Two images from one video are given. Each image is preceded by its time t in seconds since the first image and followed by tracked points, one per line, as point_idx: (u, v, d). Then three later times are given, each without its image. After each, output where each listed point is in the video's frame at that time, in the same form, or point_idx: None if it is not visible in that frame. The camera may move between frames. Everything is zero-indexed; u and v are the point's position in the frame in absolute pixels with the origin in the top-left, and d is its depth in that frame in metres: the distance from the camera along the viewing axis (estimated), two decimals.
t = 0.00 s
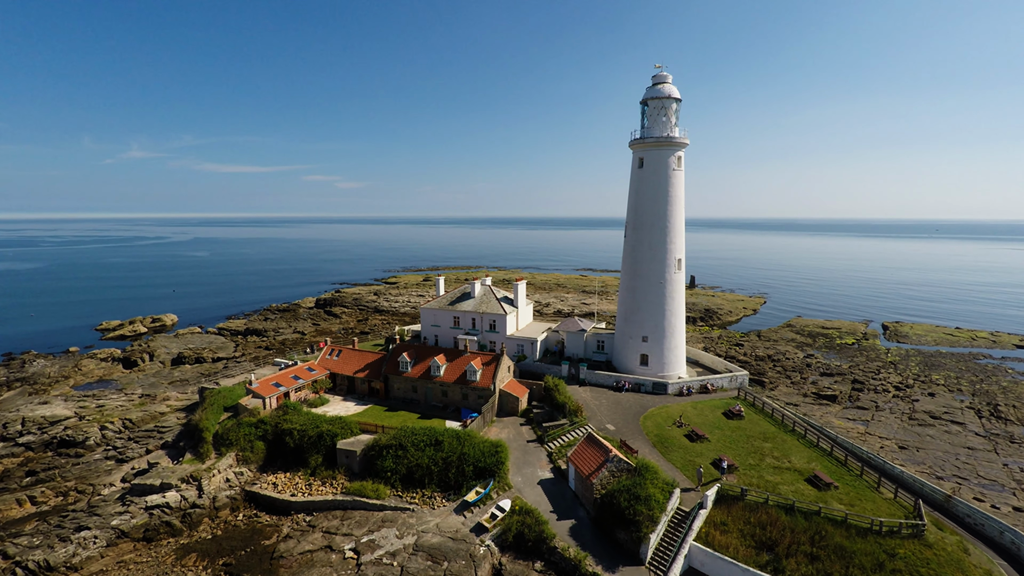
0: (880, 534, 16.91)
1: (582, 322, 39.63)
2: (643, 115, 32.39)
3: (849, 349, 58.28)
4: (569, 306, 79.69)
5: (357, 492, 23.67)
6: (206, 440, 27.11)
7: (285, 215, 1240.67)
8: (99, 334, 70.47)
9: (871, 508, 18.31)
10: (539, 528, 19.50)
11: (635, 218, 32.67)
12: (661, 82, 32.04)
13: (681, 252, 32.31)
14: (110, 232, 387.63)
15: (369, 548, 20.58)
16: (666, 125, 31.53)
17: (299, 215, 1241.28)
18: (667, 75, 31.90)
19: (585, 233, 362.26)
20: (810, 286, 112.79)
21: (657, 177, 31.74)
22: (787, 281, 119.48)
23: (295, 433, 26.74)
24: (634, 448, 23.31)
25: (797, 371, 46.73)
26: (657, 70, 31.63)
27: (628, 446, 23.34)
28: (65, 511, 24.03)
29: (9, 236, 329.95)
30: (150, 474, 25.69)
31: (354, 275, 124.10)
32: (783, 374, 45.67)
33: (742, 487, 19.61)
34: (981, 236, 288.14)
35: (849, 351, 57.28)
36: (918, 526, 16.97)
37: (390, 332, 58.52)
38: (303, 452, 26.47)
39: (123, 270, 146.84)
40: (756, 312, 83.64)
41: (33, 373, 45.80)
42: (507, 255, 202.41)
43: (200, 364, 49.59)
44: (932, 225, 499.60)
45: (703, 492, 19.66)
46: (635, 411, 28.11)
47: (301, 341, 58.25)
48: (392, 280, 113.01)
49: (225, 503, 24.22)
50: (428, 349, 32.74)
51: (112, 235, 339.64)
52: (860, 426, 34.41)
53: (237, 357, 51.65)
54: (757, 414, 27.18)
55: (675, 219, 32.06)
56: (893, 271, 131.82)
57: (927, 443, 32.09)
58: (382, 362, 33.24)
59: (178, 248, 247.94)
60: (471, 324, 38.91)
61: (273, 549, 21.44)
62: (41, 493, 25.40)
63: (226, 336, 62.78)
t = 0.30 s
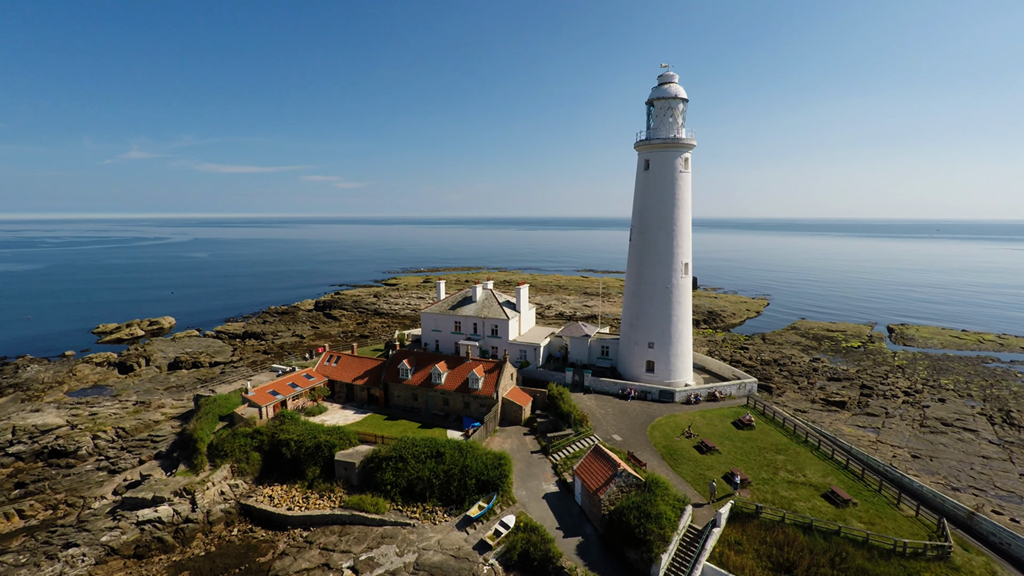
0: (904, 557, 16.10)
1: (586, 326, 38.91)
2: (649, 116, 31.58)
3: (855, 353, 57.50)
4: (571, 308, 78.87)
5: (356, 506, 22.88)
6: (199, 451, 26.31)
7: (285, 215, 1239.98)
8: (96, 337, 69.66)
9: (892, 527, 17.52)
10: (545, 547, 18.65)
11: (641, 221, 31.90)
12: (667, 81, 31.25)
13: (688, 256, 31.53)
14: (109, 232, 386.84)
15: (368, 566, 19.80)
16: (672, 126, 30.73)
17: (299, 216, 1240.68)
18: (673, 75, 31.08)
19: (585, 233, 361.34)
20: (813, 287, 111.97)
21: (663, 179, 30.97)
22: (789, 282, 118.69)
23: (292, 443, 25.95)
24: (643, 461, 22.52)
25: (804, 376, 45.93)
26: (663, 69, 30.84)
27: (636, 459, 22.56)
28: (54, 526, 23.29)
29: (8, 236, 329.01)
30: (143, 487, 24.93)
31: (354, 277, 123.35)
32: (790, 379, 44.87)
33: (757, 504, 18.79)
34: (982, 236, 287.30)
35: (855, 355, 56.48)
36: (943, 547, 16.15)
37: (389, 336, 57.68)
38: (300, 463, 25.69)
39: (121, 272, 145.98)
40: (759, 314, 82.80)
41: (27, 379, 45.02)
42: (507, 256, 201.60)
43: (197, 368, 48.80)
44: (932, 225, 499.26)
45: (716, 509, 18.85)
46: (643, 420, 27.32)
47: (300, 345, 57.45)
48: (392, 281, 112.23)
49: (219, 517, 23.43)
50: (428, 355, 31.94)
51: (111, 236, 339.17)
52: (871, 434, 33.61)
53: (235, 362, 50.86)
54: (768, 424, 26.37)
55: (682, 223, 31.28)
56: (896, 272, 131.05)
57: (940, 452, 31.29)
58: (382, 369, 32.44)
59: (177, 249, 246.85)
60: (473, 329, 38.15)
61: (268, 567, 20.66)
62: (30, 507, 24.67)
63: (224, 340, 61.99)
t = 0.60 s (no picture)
0: None
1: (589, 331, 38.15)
2: (654, 117, 30.85)
3: (860, 356, 56.78)
4: (572, 310, 78.14)
5: (354, 521, 22.09)
6: (193, 462, 25.49)
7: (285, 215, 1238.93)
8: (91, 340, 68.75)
9: (915, 547, 16.76)
10: (551, 567, 17.83)
11: (646, 224, 31.15)
12: (673, 81, 30.53)
13: (695, 260, 30.76)
14: (107, 232, 385.60)
15: None
16: (679, 127, 29.97)
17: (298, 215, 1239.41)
18: (680, 74, 30.38)
19: (585, 234, 360.61)
20: (815, 288, 111.27)
21: (669, 182, 30.20)
22: (791, 283, 118.00)
23: (288, 454, 25.14)
24: (650, 475, 21.78)
25: (810, 381, 45.18)
26: (669, 69, 30.11)
27: (643, 472, 21.82)
28: (40, 542, 22.50)
29: (5, 236, 327.70)
30: (133, 500, 24.09)
31: (352, 278, 122.38)
32: (796, 384, 44.13)
33: (772, 522, 18.02)
34: (982, 236, 287.02)
35: (861, 358, 55.74)
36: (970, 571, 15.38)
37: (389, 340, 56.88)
38: (296, 475, 24.88)
39: (119, 272, 145.00)
40: (762, 316, 82.09)
41: (19, 384, 44.12)
42: (506, 257, 200.81)
43: (193, 373, 47.96)
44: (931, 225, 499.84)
45: (729, 527, 18.07)
46: (649, 430, 26.54)
47: (298, 348, 56.64)
48: (391, 283, 111.40)
49: (212, 532, 22.62)
50: (429, 362, 31.12)
51: (109, 236, 338.05)
52: (882, 442, 32.83)
53: (231, 366, 50.01)
54: (778, 434, 25.59)
55: (688, 226, 30.50)
56: (897, 273, 130.61)
57: (953, 461, 30.54)
58: (380, 376, 31.62)
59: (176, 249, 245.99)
60: (474, 334, 37.35)
61: None
62: (16, 521, 23.89)
63: (221, 343, 61.14)
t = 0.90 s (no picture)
0: None
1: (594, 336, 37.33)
2: (662, 118, 30.04)
3: (868, 360, 55.88)
4: (575, 312, 77.27)
5: (354, 537, 21.31)
6: (187, 474, 24.73)
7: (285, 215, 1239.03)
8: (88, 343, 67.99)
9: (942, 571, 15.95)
10: None
11: (654, 228, 30.33)
12: (682, 81, 29.70)
13: (704, 265, 29.95)
14: (109, 232, 385.82)
15: None
16: (687, 128, 29.16)
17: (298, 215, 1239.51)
18: (689, 74, 29.49)
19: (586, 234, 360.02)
20: (819, 290, 110.36)
21: (677, 184, 29.39)
22: (795, 284, 117.07)
23: (286, 466, 24.37)
24: (661, 490, 20.98)
25: (818, 387, 44.33)
26: (677, 68, 29.30)
27: (654, 487, 21.01)
28: (30, 558, 21.81)
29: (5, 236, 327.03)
30: (125, 514, 23.37)
31: (353, 279, 121.58)
32: (805, 390, 43.30)
33: (790, 543, 17.21)
34: (986, 237, 285.51)
35: (869, 362, 54.85)
36: None
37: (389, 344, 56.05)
38: (294, 488, 24.09)
39: (119, 273, 144.54)
40: (766, 319, 81.17)
41: (13, 390, 43.40)
42: (507, 257, 199.93)
43: (190, 378, 47.18)
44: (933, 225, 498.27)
45: (745, 548, 17.27)
46: (658, 441, 25.71)
47: (297, 352, 55.87)
48: (392, 284, 110.65)
49: (206, 548, 21.88)
50: (430, 369, 30.33)
51: (111, 236, 338.34)
52: (895, 451, 32.00)
53: (230, 371, 49.26)
54: (792, 446, 24.76)
55: (697, 230, 29.69)
56: (901, 274, 129.59)
57: (970, 471, 29.69)
58: (381, 383, 30.83)
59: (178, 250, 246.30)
60: (476, 339, 36.56)
61: None
62: (5, 536, 23.16)
63: (220, 347, 60.41)
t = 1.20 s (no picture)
0: None
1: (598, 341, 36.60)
2: (669, 119, 29.27)
3: (875, 364, 55.04)
4: (577, 314, 76.51)
5: (352, 554, 20.50)
6: (180, 487, 23.96)
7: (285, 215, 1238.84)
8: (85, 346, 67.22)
9: None
10: None
11: (660, 232, 29.53)
12: (689, 81, 28.90)
13: (712, 270, 29.18)
14: (109, 232, 385.61)
15: None
16: (695, 129, 28.37)
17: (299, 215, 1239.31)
18: (696, 74, 28.70)
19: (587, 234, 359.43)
20: (822, 291, 109.57)
21: (685, 187, 28.58)
22: (798, 286, 116.24)
23: (281, 479, 23.58)
24: (671, 506, 20.19)
25: (826, 393, 43.53)
26: (685, 68, 28.50)
27: (663, 503, 20.24)
28: None
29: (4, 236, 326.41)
30: (115, 529, 22.59)
31: (353, 280, 120.81)
32: (812, 396, 42.50)
33: (809, 566, 16.39)
34: (988, 238, 284.37)
35: (876, 367, 54.02)
36: None
37: (389, 348, 55.23)
38: (291, 501, 23.31)
39: (118, 274, 143.86)
40: (770, 321, 80.39)
41: (7, 396, 42.63)
42: (508, 258, 199.18)
43: (187, 383, 46.40)
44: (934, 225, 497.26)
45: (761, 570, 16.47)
46: (666, 453, 24.89)
47: (296, 356, 55.12)
48: (392, 286, 109.84)
49: (198, 565, 21.08)
50: (431, 377, 29.53)
51: (112, 236, 338.37)
52: (907, 461, 31.20)
53: (227, 375, 48.49)
54: (805, 458, 23.95)
55: (705, 234, 28.88)
56: (905, 275, 128.70)
57: (986, 482, 28.87)
58: (380, 391, 30.02)
59: (178, 249, 245.84)
60: (478, 345, 35.78)
61: None
62: None
63: (218, 350, 59.60)
